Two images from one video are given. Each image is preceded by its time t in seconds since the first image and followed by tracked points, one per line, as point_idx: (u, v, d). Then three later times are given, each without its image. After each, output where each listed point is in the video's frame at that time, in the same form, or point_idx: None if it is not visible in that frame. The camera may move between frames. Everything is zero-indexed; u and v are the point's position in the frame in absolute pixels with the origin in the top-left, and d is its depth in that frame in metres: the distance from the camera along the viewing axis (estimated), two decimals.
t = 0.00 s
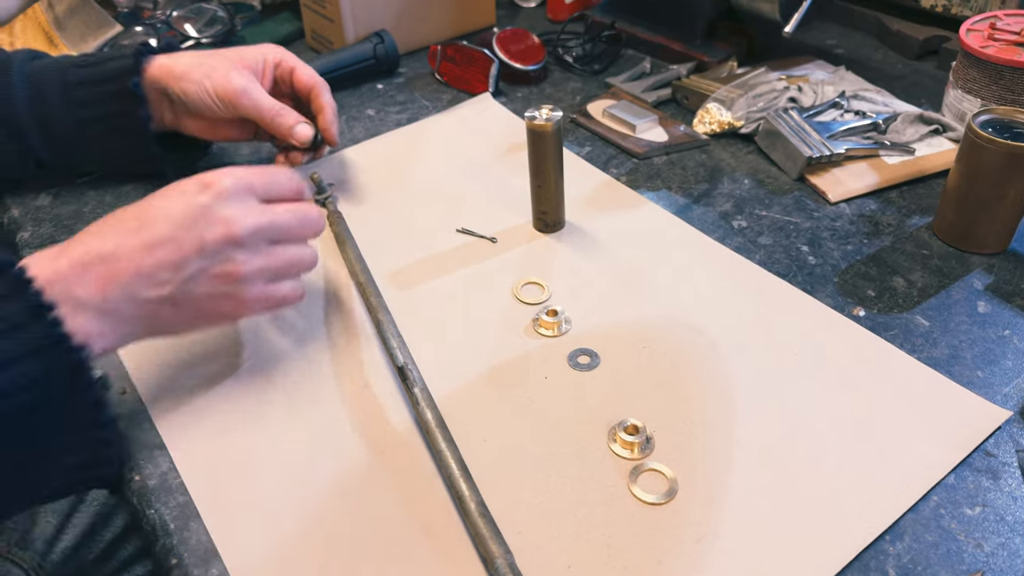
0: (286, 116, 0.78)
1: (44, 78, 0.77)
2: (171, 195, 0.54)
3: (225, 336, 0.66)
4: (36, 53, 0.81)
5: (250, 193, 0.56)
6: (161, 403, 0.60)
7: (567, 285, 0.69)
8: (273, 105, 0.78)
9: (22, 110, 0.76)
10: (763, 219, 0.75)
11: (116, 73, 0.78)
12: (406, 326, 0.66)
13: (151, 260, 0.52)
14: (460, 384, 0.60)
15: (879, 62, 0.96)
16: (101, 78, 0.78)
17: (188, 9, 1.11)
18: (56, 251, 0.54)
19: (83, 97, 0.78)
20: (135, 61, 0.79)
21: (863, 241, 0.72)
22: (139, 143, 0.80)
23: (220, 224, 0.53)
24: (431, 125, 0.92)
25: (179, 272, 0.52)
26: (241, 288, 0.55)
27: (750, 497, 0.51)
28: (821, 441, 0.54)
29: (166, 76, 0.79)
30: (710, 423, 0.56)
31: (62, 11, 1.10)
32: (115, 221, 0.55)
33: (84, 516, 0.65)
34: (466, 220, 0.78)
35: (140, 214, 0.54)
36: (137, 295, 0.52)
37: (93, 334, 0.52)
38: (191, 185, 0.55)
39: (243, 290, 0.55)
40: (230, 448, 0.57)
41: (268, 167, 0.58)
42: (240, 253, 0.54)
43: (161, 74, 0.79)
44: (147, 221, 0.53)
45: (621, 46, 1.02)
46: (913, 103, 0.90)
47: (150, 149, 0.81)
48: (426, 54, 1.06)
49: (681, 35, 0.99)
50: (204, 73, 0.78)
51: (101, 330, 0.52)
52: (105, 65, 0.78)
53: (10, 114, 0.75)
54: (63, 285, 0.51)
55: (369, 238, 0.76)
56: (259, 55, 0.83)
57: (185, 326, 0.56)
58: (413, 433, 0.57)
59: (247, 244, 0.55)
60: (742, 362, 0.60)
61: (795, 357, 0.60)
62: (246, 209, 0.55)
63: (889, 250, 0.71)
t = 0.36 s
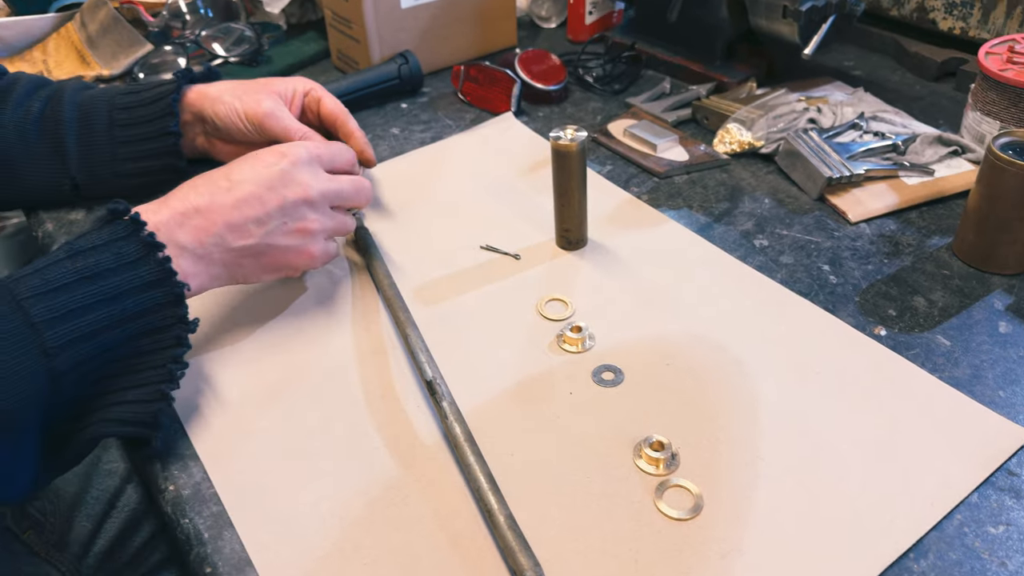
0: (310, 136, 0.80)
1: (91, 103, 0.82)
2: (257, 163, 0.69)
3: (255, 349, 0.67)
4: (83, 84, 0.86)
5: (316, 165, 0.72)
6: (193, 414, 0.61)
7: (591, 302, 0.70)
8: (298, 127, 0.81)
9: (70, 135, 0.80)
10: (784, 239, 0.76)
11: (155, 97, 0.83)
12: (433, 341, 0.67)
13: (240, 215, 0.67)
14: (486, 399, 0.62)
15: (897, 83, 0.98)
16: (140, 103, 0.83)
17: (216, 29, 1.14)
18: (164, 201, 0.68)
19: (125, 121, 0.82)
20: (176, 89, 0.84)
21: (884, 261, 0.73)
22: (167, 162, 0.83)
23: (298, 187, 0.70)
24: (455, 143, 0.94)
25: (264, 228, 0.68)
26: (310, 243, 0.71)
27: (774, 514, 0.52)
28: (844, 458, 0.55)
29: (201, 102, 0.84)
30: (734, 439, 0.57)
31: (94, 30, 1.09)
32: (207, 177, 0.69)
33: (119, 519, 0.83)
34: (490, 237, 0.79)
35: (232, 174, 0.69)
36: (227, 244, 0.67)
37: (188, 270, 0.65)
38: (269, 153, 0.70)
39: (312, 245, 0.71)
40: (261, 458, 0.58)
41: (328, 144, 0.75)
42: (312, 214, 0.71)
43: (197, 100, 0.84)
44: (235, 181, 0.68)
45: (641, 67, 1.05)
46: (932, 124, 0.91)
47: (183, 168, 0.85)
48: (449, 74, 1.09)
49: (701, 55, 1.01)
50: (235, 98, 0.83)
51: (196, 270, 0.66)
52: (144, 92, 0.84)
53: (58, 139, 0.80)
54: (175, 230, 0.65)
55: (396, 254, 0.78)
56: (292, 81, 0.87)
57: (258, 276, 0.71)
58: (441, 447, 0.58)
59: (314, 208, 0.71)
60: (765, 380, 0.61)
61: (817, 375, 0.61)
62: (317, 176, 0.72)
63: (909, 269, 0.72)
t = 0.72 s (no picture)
0: (316, 137, 0.81)
1: (106, 108, 0.84)
2: (303, 189, 0.69)
3: (277, 354, 0.68)
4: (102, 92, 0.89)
5: (355, 202, 0.72)
6: (216, 418, 0.62)
7: (610, 311, 0.71)
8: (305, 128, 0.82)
9: (85, 139, 0.82)
10: (803, 251, 0.76)
11: (165, 102, 0.85)
12: (452, 348, 0.68)
13: (269, 242, 0.68)
14: (506, 406, 0.62)
15: (916, 97, 0.98)
16: (151, 107, 0.84)
17: (240, 38, 1.15)
18: (202, 200, 0.67)
19: (137, 124, 0.83)
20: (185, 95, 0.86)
21: (903, 274, 0.73)
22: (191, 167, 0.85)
23: (331, 229, 0.71)
24: (474, 153, 0.95)
25: (288, 258, 0.70)
26: (324, 273, 0.73)
27: (794, 525, 0.52)
28: (864, 470, 0.55)
29: (209, 105, 0.85)
30: (753, 450, 0.57)
31: (120, 39, 1.11)
32: (249, 186, 0.68)
33: (140, 521, 0.84)
34: (508, 246, 0.80)
35: (273, 195, 0.68)
36: (250, 263, 0.69)
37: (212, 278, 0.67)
38: (313, 181, 0.69)
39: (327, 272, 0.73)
40: (282, 461, 0.58)
41: (373, 176, 0.74)
42: (336, 250, 0.72)
43: (204, 104, 0.85)
44: (275, 205, 0.67)
45: (659, 79, 1.05)
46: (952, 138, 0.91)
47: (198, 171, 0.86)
48: (468, 84, 1.10)
49: (719, 68, 1.02)
50: (243, 101, 0.83)
51: (218, 278, 0.68)
52: (157, 98, 0.86)
53: (74, 143, 0.82)
54: (208, 244, 0.65)
55: (416, 263, 0.79)
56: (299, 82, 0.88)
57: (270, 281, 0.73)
58: (460, 454, 0.58)
59: (341, 247, 0.72)
60: (785, 391, 0.61)
61: (837, 387, 0.61)
62: (352, 217, 0.72)
63: (929, 283, 0.72)
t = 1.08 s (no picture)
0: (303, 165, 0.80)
1: (108, 123, 0.85)
2: (300, 214, 0.68)
3: (290, 357, 0.69)
4: (106, 104, 0.90)
5: (356, 225, 0.71)
6: (230, 420, 0.63)
7: (620, 317, 0.71)
8: (293, 155, 0.80)
9: (86, 152, 0.83)
10: (814, 258, 0.76)
11: (161, 121, 0.86)
12: (464, 352, 0.68)
13: (268, 267, 0.68)
14: (517, 410, 0.62)
15: (928, 105, 0.98)
16: (148, 125, 0.85)
17: (254, 43, 1.15)
18: (203, 226, 0.67)
19: (134, 140, 0.84)
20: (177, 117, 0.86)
21: (914, 282, 0.73)
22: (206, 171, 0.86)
23: (331, 253, 0.70)
24: (486, 158, 0.95)
25: (291, 282, 0.70)
26: (330, 295, 0.73)
27: (804, 532, 0.52)
28: (875, 478, 0.55)
29: (198, 138, 0.84)
30: (764, 457, 0.57)
31: (136, 44, 1.13)
32: (247, 211, 0.68)
33: (150, 522, 0.84)
34: (520, 251, 0.80)
35: (271, 221, 0.67)
36: (252, 287, 0.69)
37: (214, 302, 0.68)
38: (312, 204, 0.68)
39: (333, 294, 0.73)
40: (295, 464, 0.59)
41: (376, 198, 0.72)
42: (339, 273, 0.72)
43: (193, 136, 0.84)
44: (273, 231, 0.67)
45: (670, 86, 1.06)
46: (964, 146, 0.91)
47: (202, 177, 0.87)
48: (480, 90, 1.11)
49: (731, 75, 1.02)
50: (227, 131, 0.82)
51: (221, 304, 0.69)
52: (154, 116, 0.87)
53: (77, 154, 0.83)
54: (207, 271, 0.66)
55: (428, 267, 0.79)
56: (279, 99, 0.86)
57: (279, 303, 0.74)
58: (472, 458, 0.58)
59: (344, 269, 0.72)
60: (795, 398, 0.61)
61: (849, 395, 0.61)
62: (353, 241, 0.71)
63: (941, 291, 0.72)
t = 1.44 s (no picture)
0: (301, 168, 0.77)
1: (117, 127, 0.86)
2: (261, 249, 0.63)
3: (301, 360, 0.69)
4: (116, 110, 0.91)
5: (322, 249, 0.65)
6: (240, 422, 0.63)
7: (630, 322, 0.71)
8: (291, 158, 0.79)
9: (94, 156, 0.84)
10: (825, 264, 0.76)
11: (169, 126, 0.86)
12: (474, 356, 0.69)
13: (240, 312, 0.64)
14: (527, 415, 0.62)
15: (938, 112, 0.98)
16: (156, 129, 0.86)
17: (265, 47, 1.15)
18: (165, 284, 0.63)
19: (143, 144, 0.85)
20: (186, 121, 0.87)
21: (925, 289, 0.72)
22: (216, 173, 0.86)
23: (302, 284, 0.65)
24: (496, 163, 0.96)
25: (271, 323, 0.66)
26: (316, 328, 0.68)
27: (815, 539, 0.52)
28: (886, 485, 0.55)
29: (206, 133, 0.85)
30: (774, 464, 0.57)
31: (148, 48, 1.14)
32: (207, 258, 0.64)
33: (158, 525, 0.84)
34: (530, 256, 0.81)
35: (231, 264, 0.63)
36: (228, 337, 0.65)
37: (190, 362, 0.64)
38: (270, 238, 0.64)
39: (318, 324, 0.68)
40: (304, 467, 0.59)
41: (334, 214, 0.67)
42: (318, 304, 0.67)
43: (202, 132, 0.85)
44: (235, 273, 0.63)
45: (680, 92, 1.06)
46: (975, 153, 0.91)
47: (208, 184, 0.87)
48: (490, 95, 1.11)
49: (740, 81, 1.02)
50: (238, 129, 0.83)
51: (196, 360, 0.65)
52: (162, 120, 0.87)
53: (84, 159, 0.84)
54: (175, 329, 0.62)
55: (438, 271, 0.79)
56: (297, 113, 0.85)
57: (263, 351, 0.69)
58: (481, 461, 0.58)
59: (322, 299, 0.67)
60: (806, 404, 0.61)
61: (860, 402, 0.61)
62: (323, 267, 0.66)
63: (952, 298, 0.71)
